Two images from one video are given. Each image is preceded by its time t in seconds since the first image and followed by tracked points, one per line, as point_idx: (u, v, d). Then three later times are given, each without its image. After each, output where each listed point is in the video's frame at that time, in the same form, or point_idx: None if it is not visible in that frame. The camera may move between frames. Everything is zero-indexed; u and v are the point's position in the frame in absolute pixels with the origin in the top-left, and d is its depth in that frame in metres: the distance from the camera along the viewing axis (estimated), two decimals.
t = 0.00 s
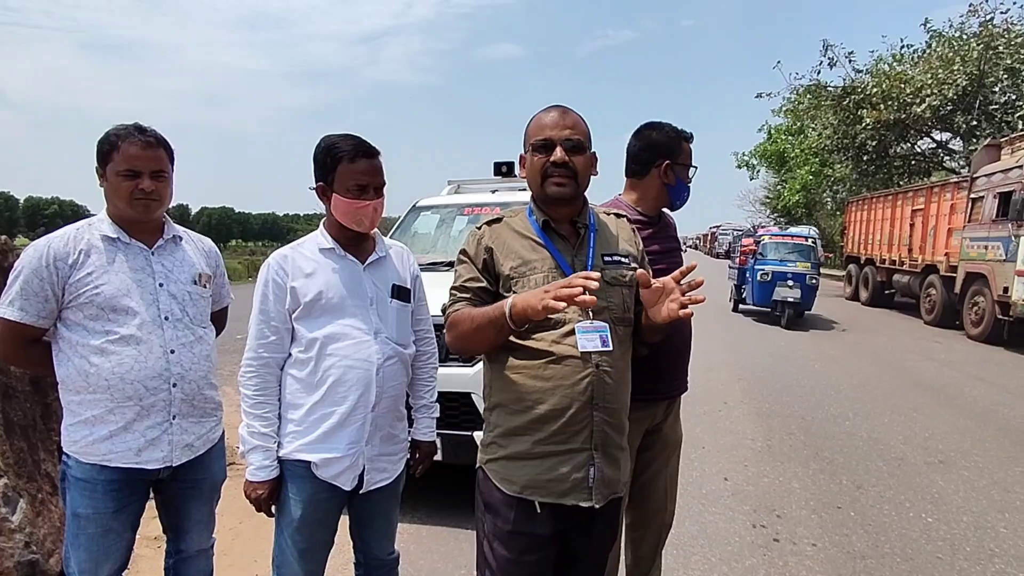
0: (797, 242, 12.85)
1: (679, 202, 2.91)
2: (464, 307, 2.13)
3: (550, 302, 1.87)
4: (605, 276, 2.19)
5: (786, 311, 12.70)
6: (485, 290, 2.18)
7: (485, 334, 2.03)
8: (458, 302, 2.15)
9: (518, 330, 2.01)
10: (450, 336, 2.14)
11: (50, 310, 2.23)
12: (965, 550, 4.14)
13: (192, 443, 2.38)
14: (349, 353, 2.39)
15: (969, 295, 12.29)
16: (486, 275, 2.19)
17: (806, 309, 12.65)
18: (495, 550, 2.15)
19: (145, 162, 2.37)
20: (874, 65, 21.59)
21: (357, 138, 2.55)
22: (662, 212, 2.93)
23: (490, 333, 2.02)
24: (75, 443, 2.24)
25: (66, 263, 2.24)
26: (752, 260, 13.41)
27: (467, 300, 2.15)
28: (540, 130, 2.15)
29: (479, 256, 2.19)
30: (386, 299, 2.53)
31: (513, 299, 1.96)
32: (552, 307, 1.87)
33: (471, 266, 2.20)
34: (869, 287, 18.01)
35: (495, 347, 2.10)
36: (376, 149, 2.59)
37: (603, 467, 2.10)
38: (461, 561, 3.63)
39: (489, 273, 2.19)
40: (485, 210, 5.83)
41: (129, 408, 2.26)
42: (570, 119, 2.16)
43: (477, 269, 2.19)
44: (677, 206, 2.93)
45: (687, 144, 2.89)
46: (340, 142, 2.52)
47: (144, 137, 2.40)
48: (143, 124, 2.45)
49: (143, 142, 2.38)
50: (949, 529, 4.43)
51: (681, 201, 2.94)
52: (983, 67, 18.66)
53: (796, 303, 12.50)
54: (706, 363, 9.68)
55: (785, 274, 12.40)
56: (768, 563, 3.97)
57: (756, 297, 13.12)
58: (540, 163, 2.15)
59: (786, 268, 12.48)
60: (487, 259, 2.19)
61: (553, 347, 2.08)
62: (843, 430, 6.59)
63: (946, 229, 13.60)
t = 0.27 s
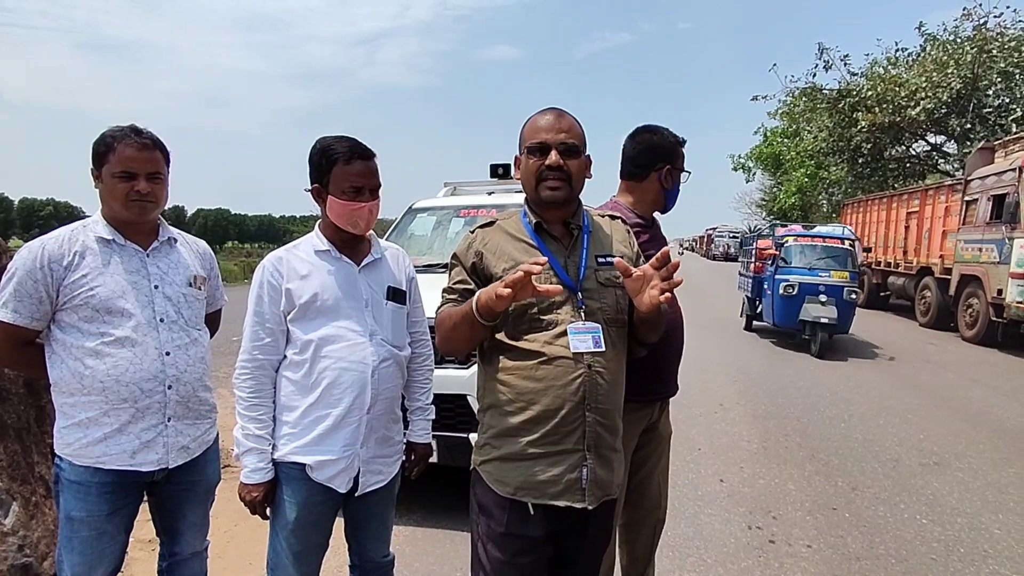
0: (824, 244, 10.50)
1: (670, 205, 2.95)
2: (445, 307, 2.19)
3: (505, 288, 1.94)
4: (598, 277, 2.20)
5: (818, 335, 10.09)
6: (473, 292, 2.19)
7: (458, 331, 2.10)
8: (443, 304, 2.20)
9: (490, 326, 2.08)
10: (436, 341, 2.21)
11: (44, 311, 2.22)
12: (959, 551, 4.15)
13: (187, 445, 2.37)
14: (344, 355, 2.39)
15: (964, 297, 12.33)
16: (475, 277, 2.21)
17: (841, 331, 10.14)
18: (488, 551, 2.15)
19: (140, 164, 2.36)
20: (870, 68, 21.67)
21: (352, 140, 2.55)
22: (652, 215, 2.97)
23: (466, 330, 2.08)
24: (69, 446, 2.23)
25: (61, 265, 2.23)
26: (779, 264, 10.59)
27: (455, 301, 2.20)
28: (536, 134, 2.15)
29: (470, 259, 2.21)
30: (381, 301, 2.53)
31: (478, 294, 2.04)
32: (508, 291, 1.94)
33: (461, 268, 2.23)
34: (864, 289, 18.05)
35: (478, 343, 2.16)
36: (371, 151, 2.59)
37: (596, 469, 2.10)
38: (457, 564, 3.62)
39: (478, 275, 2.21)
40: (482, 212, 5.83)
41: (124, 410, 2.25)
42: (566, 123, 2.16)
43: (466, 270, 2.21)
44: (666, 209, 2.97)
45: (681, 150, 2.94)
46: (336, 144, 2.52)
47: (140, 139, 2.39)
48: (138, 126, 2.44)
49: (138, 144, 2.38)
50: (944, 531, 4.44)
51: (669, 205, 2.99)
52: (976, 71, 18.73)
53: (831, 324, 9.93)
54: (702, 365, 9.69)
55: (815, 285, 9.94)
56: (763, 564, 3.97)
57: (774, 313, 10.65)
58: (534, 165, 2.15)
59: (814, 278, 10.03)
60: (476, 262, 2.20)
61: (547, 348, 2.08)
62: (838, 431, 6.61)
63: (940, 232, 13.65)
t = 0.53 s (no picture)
0: (879, 245, 7.85)
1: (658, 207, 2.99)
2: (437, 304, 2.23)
3: (487, 275, 1.99)
4: (592, 279, 2.21)
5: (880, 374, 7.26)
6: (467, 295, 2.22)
7: (448, 323, 2.15)
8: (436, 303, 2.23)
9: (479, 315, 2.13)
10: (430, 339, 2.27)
11: (41, 313, 2.23)
12: (953, 550, 4.17)
13: (184, 446, 2.38)
14: (341, 356, 2.40)
15: (958, 298, 12.38)
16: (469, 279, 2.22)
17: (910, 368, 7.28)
18: (484, 551, 2.16)
19: (139, 165, 2.37)
20: (865, 70, 21.75)
21: (349, 141, 2.55)
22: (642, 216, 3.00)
23: (455, 322, 2.14)
24: (65, 447, 2.23)
25: (58, 266, 2.23)
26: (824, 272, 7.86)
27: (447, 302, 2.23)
28: (534, 139, 2.15)
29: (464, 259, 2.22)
30: (378, 302, 2.54)
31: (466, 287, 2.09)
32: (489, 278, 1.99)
33: (455, 270, 2.25)
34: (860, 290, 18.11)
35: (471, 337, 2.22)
36: (368, 153, 2.60)
37: (591, 467, 2.11)
38: (453, 564, 3.63)
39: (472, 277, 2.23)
40: (479, 214, 5.84)
41: (122, 411, 2.25)
42: (565, 130, 2.16)
43: (460, 271, 2.23)
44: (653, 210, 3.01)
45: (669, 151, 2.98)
46: (332, 145, 2.52)
47: (138, 140, 2.40)
48: (136, 127, 2.45)
49: (136, 145, 2.38)
50: (938, 530, 4.46)
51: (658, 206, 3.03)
52: (970, 74, 18.87)
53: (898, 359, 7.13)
54: (699, 366, 9.71)
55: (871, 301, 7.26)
56: (759, 564, 3.99)
57: (811, 340, 7.93)
58: (531, 170, 2.16)
59: (870, 293, 7.37)
60: (469, 263, 2.22)
61: (542, 347, 2.09)
62: (833, 432, 6.63)
63: (935, 233, 13.70)
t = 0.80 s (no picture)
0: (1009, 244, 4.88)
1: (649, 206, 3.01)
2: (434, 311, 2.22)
3: (487, 267, 1.98)
4: (589, 279, 2.21)
5: None
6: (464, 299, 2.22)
7: (449, 330, 2.12)
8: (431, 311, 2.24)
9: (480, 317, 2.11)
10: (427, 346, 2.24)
11: (36, 313, 2.22)
12: (949, 549, 4.18)
13: (181, 447, 2.37)
14: (338, 356, 2.39)
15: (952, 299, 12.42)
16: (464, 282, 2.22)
17: None
18: (481, 551, 2.15)
19: (135, 165, 2.36)
20: (860, 72, 21.80)
21: (345, 141, 2.55)
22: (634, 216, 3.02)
23: (455, 326, 2.11)
24: (61, 448, 2.22)
25: (53, 266, 2.23)
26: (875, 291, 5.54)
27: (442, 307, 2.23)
28: (532, 139, 2.15)
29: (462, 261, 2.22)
30: (375, 302, 2.53)
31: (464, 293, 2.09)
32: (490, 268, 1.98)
33: (452, 273, 2.24)
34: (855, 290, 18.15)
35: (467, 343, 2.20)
36: (365, 152, 2.59)
37: (587, 468, 2.11)
38: (451, 565, 3.63)
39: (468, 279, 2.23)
40: (475, 214, 5.84)
41: (118, 411, 2.24)
42: (563, 130, 2.16)
43: (456, 275, 2.23)
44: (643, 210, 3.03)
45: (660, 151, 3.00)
46: (329, 145, 2.52)
47: (134, 139, 2.39)
48: (132, 126, 2.44)
49: (132, 144, 2.37)
50: (932, 529, 4.47)
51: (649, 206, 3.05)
52: (964, 75, 18.93)
53: None
54: (695, 367, 9.71)
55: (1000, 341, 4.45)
56: (756, 564, 4.00)
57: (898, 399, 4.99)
58: (529, 170, 2.15)
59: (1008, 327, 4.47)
60: (467, 266, 2.21)
61: (538, 349, 2.10)
62: (829, 432, 6.65)
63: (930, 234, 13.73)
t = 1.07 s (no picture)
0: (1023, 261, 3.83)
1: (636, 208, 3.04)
2: (432, 327, 2.25)
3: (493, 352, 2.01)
4: (580, 281, 2.21)
5: None
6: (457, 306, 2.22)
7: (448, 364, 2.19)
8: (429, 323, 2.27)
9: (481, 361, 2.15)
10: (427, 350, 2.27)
11: (25, 316, 2.21)
12: (939, 547, 4.21)
13: (172, 449, 2.36)
14: (330, 358, 2.39)
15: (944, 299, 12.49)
16: (457, 288, 2.22)
17: None
18: (473, 551, 2.16)
19: (125, 166, 2.35)
20: (852, 73, 21.91)
21: (337, 142, 2.55)
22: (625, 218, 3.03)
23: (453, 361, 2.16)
24: (51, 451, 2.21)
25: (43, 268, 2.22)
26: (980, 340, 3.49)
27: (437, 319, 2.26)
28: (521, 139, 2.16)
29: (455, 267, 2.22)
30: (367, 303, 2.53)
31: (463, 337, 2.12)
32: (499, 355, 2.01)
33: (444, 280, 2.24)
34: (848, 291, 18.23)
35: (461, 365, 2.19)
36: (356, 154, 2.59)
37: (578, 470, 2.12)
38: (444, 566, 3.63)
39: (462, 286, 2.22)
40: (469, 215, 5.85)
41: (108, 413, 2.24)
42: (551, 129, 2.17)
43: (449, 283, 2.22)
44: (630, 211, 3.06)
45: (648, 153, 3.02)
46: (320, 147, 2.52)
47: (124, 141, 2.38)
48: (122, 128, 2.43)
49: (122, 146, 2.37)
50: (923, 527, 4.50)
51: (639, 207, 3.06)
52: (955, 77, 19.07)
53: None
54: (688, 367, 9.73)
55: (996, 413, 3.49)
56: (748, 563, 4.01)
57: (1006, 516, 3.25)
58: (519, 170, 2.16)
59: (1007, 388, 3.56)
60: (460, 272, 2.21)
61: (529, 352, 2.10)
62: (821, 431, 6.67)
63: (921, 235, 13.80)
